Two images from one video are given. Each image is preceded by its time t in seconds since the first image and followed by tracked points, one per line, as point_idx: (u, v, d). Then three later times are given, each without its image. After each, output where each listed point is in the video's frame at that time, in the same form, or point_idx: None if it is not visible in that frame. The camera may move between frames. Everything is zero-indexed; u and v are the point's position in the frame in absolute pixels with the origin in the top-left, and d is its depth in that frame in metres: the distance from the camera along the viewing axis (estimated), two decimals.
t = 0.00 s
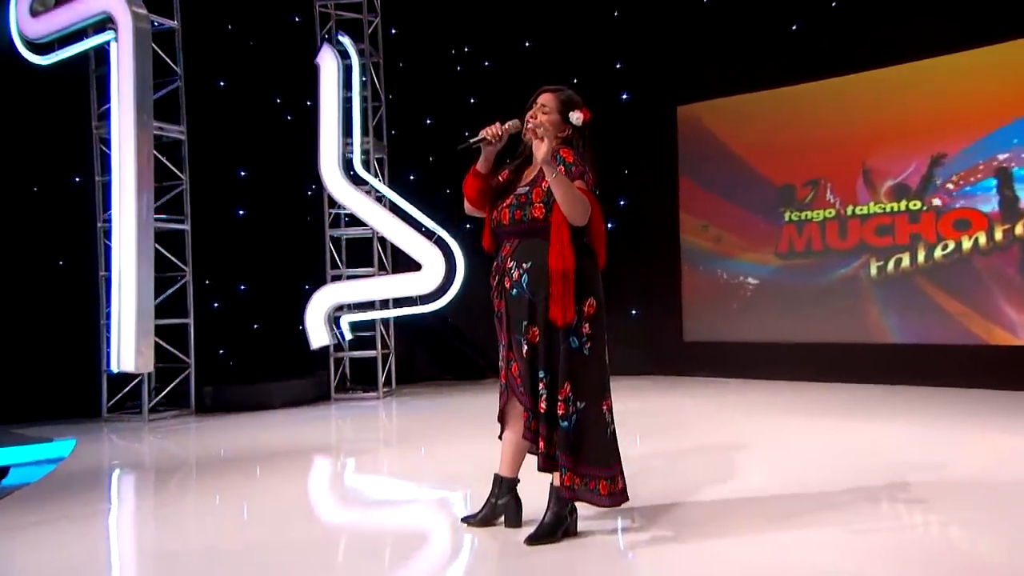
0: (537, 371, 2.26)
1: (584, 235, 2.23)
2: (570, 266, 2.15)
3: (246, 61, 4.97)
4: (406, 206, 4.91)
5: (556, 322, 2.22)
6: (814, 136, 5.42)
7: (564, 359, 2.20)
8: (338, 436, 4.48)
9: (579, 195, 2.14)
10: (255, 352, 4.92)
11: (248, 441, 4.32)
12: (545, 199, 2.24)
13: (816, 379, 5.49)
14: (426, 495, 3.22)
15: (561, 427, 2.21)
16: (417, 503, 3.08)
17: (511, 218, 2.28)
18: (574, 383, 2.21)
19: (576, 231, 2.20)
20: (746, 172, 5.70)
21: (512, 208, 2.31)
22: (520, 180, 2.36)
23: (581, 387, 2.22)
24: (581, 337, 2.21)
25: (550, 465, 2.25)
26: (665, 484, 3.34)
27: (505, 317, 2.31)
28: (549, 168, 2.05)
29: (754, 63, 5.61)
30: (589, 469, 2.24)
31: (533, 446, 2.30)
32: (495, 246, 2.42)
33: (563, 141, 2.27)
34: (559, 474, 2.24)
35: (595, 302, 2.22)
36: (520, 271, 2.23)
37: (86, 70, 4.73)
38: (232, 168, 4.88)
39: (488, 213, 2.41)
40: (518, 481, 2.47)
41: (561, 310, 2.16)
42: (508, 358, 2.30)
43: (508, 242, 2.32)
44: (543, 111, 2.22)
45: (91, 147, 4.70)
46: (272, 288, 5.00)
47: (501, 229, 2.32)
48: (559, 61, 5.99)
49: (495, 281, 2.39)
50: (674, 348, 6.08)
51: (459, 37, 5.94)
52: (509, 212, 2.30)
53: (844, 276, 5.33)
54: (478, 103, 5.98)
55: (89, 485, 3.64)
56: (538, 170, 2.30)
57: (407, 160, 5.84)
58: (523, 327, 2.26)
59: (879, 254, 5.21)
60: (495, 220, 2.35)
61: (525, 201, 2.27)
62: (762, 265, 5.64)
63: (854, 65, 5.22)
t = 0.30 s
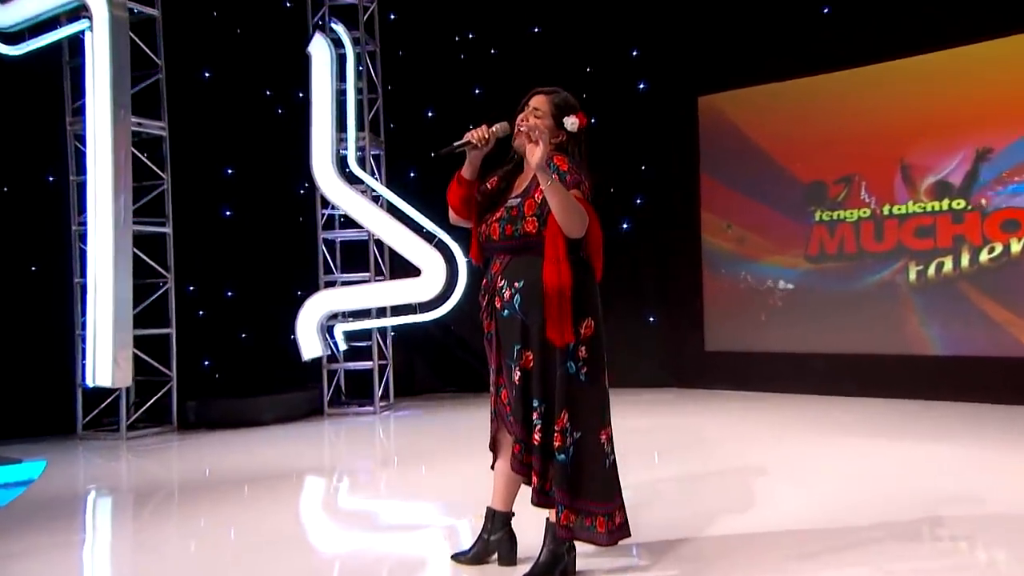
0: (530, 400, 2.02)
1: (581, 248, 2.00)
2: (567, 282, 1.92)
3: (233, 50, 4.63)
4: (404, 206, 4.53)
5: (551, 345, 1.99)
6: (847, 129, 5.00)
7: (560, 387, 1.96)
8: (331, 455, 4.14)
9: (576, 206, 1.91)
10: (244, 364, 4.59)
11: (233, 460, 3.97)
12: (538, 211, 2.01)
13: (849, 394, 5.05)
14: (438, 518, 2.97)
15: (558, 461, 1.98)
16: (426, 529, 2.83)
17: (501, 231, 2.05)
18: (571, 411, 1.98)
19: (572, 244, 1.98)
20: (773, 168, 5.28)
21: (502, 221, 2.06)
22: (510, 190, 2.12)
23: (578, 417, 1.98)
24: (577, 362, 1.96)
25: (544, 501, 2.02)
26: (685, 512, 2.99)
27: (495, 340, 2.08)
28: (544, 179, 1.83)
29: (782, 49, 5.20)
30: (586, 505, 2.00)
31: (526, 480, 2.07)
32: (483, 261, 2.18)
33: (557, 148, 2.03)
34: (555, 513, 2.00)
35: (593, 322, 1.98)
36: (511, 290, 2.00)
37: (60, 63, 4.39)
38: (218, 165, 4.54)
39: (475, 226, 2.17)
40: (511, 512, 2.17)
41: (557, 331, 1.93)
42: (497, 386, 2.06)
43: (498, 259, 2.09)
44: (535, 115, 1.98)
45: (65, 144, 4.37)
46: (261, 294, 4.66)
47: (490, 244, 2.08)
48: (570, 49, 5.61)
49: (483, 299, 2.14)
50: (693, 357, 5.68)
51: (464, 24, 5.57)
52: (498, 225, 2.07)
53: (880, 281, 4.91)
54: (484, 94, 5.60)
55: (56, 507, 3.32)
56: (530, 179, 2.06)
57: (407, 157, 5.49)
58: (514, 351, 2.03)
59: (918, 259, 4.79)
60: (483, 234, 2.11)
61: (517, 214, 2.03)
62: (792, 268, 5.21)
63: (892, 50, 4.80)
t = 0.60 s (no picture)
0: (523, 435, 1.74)
1: (578, 267, 1.71)
2: (557, 302, 1.65)
3: (220, 39, 4.30)
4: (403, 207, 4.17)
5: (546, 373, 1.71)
6: (886, 122, 4.59)
7: (558, 419, 1.68)
8: (325, 475, 3.82)
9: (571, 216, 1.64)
10: (232, 377, 4.28)
11: (217, 482, 3.66)
12: (534, 227, 1.71)
13: (886, 412, 4.66)
14: (452, 550, 2.64)
15: (556, 502, 1.70)
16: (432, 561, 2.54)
17: (492, 248, 1.75)
18: (570, 447, 1.70)
19: (567, 263, 1.69)
20: (804, 164, 4.87)
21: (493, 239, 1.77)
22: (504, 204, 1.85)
23: (579, 454, 1.70)
24: (577, 393, 1.69)
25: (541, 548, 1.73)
26: (712, 555, 2.64)
27: (485, 367, 1.80)
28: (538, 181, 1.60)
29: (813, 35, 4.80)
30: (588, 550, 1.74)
31: (520, 524, 1.78)
32: (472, 278, 1.90)
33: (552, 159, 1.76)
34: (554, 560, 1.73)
35: (592, 348, 1.70)
36: (503, 313, 1.72)
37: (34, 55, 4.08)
38: (204, 164, 4.21)
39: (463, 243, 1.87)
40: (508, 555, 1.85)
41: (547, 357, 1.66)
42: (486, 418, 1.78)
43: (490, 278, 1.80)
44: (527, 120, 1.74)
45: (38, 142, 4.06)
46: (250, 303, 4.34)
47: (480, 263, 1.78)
48: (584, 36, 5.23)
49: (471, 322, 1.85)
50: (715, 368, 5.29)
51: (470, 9, 5.20)
52: (488, 242, 1.77)
53: (923, 288, 4.50)
54: (491, 85, 5.23)
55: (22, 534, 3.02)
56: (525, 192, 1.77)
57: (408, 154, 5.14)
58: (505, 381, 1.74)
59: (966, 263, 4.37)
60: (473, 252, 1.81)
61: (510, 231, 1.74)
62: (825, 273, 4.80)
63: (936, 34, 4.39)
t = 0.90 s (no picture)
0: (515, 475, 1.49)
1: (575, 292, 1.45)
2: (543, 336, 1.42)
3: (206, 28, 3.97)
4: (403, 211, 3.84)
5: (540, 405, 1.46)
6: (932, 114, 4.19)
7: (553, 458, 1.43)
8: (319, 496, 3.53)
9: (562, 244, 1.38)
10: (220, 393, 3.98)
11: (202, 506, 3.37)
12: (525, 249, 1.45)
13: (928, 432, 4.30)
14: None
15: (552, 550, 1.45)
16: None
17: (480, 272, 1.51)
18: (567, 487, 1.44)
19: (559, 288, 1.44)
20: (840, 160, 4.48)
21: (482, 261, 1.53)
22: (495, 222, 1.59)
23: (580, 497, 1.45)
24: (575, 429, 1.44)
25: None
26: None
27: (473, 399, 1.56)
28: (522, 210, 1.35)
29: (850, 19, 4.40)
30: None
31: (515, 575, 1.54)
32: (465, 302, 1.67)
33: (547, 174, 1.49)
34: None
35: (591, 379, 1.45)
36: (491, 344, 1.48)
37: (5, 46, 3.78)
38: (189, 163, 3.90)
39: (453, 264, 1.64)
40: None
41: (527, 395, 1.42)
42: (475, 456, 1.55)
43: (479, 303, 1.55)
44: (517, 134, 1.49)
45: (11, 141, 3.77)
46: (240, 312, 4.04)
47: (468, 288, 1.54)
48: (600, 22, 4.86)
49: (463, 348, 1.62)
50: (739, 380, 4.94)
51: None
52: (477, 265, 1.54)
53: (972, 296, 4.11)
54: (500, 76, 4.88)
55: None
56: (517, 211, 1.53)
57: (411, 150, 4.80)
58: (494, 415, 1.50)
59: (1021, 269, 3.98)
60: (460, 275, 1.58)
61: (500, 254, 1.50)
62: (863, 280, 4.42)
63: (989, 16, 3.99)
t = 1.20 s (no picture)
0: (506, 522, 1.26)
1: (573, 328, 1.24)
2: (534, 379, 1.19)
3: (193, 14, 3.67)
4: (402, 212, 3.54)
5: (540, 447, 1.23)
6: (986, 105, 3.80)
7: (552, 505, 1.22)
8: (315, 522, 3.22)
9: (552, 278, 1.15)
10: (208, 410, 3.69)
11: (187, 533, 3.07)
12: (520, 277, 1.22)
13: (979, 455, 3.93)
14: None
15: None
16: None
17: (470, 300, 1.26)
18: (567, 535, 1.23)
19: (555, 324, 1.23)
20: (883, 156, 4.10)
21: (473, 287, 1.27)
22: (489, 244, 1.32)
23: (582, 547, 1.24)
24: (576, 472, 1.22)
25: None
26: None
27: (463, 435, 1.31)
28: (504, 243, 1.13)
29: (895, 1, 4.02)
30: None
31: None
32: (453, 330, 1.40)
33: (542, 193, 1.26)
34: None
35: (593, 417, 1.25)
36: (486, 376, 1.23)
37: None
38: (174, 161, 3.60)
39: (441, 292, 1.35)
40: None
41: (522, 441, 1.20)
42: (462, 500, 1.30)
43: (469, 333, 1.30)
44: (509, 150, 1.24)
45: None
46: (230, 322, 3.74)
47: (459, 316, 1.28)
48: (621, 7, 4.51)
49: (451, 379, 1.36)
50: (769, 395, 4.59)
51: None
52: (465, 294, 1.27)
53: None
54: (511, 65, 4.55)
55: None
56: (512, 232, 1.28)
57: (416, 147, 4.48)
58: (485, 455, 1.26)
59: None
60: (449, 302, 1.31)
61: (492, 280, 1.25)
62: (908, 288, 4.05)
63: None
